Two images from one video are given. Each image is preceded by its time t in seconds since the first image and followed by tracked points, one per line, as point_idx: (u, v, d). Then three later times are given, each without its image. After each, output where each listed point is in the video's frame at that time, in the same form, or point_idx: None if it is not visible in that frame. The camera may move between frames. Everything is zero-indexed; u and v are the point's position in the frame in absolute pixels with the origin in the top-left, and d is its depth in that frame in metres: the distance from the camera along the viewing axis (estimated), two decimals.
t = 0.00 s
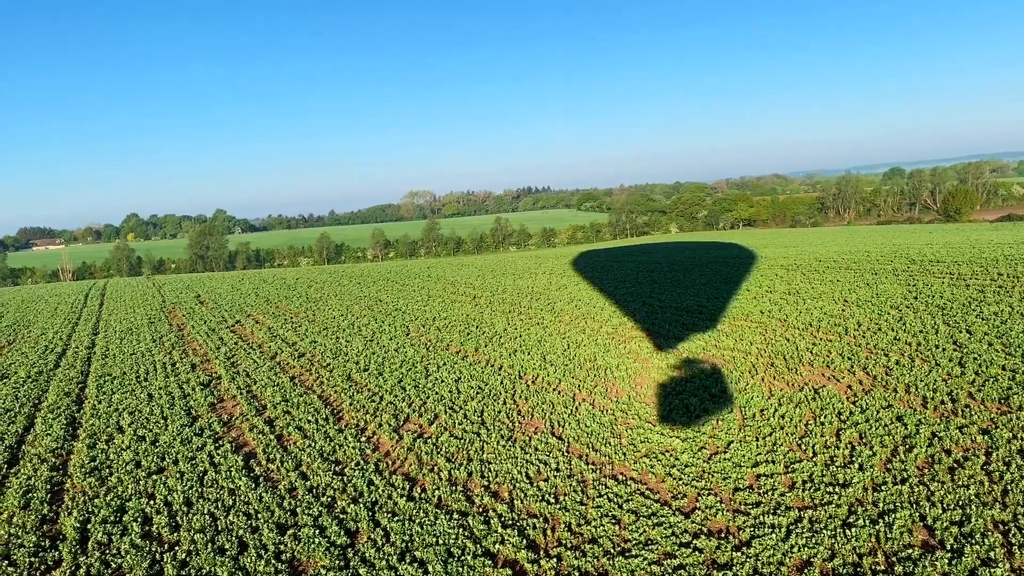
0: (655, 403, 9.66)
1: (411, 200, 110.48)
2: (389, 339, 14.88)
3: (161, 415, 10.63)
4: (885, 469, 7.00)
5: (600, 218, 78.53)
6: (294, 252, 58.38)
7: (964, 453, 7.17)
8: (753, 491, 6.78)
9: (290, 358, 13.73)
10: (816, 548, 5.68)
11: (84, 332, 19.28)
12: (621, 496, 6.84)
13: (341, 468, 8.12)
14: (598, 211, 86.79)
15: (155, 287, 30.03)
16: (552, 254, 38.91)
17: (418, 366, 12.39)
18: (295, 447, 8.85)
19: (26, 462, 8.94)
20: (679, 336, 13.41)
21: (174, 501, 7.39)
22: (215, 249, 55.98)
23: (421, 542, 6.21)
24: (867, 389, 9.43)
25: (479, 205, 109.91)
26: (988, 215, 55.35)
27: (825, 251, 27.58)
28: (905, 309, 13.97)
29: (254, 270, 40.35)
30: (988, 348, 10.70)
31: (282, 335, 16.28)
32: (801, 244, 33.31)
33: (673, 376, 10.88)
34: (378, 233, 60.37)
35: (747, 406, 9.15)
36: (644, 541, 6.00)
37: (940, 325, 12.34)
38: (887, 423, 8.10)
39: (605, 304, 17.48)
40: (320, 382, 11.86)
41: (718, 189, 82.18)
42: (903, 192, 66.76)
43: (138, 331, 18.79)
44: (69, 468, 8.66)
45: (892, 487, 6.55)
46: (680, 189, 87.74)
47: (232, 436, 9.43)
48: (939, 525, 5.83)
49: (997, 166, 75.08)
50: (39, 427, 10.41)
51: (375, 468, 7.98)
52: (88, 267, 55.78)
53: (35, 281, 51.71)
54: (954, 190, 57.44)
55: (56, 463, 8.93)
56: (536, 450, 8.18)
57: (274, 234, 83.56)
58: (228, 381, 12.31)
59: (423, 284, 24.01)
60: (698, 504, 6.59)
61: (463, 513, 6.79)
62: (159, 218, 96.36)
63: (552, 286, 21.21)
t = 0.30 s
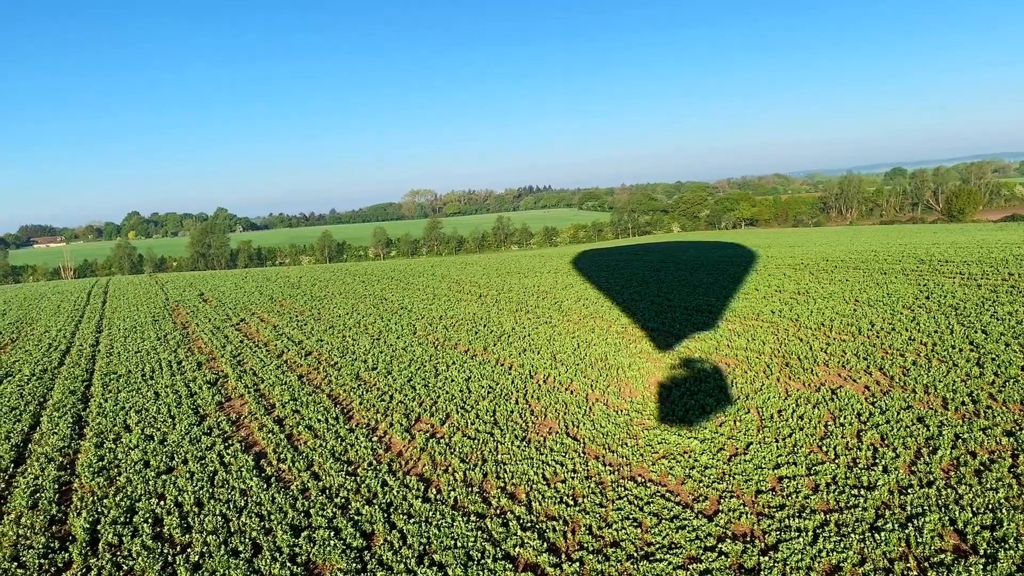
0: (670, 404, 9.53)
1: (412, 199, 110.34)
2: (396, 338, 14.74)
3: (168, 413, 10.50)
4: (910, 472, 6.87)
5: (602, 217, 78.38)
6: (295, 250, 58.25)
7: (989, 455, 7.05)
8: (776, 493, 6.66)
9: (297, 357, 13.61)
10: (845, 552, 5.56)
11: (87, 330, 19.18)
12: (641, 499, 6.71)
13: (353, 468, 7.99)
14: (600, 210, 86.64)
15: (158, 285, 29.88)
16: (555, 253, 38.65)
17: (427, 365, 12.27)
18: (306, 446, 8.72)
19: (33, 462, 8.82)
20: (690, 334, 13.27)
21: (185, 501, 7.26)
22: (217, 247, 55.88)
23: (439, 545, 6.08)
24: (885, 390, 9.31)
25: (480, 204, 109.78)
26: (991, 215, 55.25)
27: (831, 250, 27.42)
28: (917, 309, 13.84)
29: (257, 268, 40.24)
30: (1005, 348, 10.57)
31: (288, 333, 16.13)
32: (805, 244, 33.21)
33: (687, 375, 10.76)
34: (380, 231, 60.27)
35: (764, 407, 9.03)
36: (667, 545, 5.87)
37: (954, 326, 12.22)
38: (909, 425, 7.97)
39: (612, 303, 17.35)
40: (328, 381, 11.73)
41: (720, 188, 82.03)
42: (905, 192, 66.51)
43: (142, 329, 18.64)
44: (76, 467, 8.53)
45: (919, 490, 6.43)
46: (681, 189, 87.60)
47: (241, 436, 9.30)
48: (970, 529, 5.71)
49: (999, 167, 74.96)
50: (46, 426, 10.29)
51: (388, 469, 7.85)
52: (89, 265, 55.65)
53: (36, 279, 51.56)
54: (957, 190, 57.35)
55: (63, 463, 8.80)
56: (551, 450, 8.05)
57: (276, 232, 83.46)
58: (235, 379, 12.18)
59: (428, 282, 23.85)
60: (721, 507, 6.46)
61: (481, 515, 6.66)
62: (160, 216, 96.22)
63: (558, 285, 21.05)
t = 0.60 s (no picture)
0: (686, 405, 9.40)
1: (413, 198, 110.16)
2: (404, 337, 14.60)
3: (176, 412, 10.37)
4: (936, 476, 6.74)
5: (604, 217, 78.21)
6: (297, 249, 58.11)
7: (1016, 460, 6.91)
8: (801, 498, 6.52)
9: (304, 356, 13.48)
10: (876, 559, 5.42)
11: (91, 328, 19.08)
12: (663, 502, 6.58)
13: (367, 469, 7.86)
14: (602, 210, 86.48)
15: (161, 283, 29.75)
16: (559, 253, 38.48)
17: (436, 365, 12.14)
18: (317, 447, 8.58)
19: (40, 461, 8.69)
20: (701, 334, 13.14)
21: (196, 503, 7.13)
22: (219, 246, 55.79)
23: (458, 549, 5.95)
24: (905, 392, 9.16)
25: (481, 203, 109.63)
26: (995, 217, 55.02)
27: (837, 251, 27.27)
28: (931, 310, 13.70)
29: (260, 267, 40.12)
30: None
31: (294, 332, 15.99)
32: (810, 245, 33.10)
33: (701, 375, 10.63)
34: (382, 231, 60.17)
35: (781, 408, 8.90)
36: (692, 550, 5.75)
37: (969, 327, 12.07)
38: (931, 428, 7.84)
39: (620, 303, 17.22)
40: (337, 381, 11.59)
41: (723, 189, 81.84)
42: (907, 194, 66.17)
43: (147, 327, 18.50)
44: (84, 467, 8.40)
45: (947, 494, 6.30)
46: (683, 189, 87.39)
47: (250, 436, 9.17)
48: (1003, 536, 5.57)
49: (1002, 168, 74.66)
50: (52, 425, 10.17)
51: (402, 470, 7.72)
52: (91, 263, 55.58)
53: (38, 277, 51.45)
54: (961, 191, 57.16)
55: (71, 463, 8.67)
56: (567, 452, 7.92)
57: (278, 231, 83.40)
58: (243, 378, 12.04)
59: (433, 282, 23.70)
60: (746, 512, 6.33)
61: (499, 518, 6.53)
62: (161, 214, 96.19)
63: (565, 285, 20.91)
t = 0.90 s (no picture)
0: (703, 407, 9.27)
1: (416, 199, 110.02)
2: (412, 338, 14.48)
3: (184, 413, 10.26)
4: (964, 481, 6.61)
5: (607, 219, 78.04)
6: (300, 250, 58.00)
7: None
8: (826, 504, 6.40)
9: (313, 356, 13.35)
10: (908, 568, 5.30)
11: (96, 328, 19.00)
12: (685, 508, 6.45)
13: (381, 472, 7.73)
14: (605, 211, 86.33)
15: (165, 283, 29.67)
16: (564, 254, 38.33)
17: (446, 366, 12.01)
18: (329, 449, 8.46)
19: (48, 462, 8.59)
20: (714, 335, 13.00)
21: (208, 506, 7.01)
22: (222, 246, 55.73)
23: (479, 555, 5.82)
24: (925, 395, 9.03)
25: (484, 204, 109.46)
26: (1001, 220, 54.67)
27: (845, 253, 27.08)
28: (945, 313, 13.54)
29: (263, 267, 40.04)
30: None
31: (301, 333, 15.86)
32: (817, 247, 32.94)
33: (716, 377, 10.48)
34: (384, 231, 60.02)
35: (801, 412, 8.75)
36: (719, 557, 5.62)
37: (986, 330, 11.91)
38: (956, 432, 7.70)
39: (629, 304, 17.09)
40: (346, 382, 11.47)
41: (726, 190, 81.66)
42: (912, 196, 65.87)
43: (152, 327, 18.40)
44: (94, 469, 8.29)
45: (977, 501, 6.17)
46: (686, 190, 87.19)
47: (261, 437, 9.05)
48: None
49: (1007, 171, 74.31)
50: (59, 425, 10.06)
51: (417, 473, 7.59)
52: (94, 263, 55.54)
53: (41, 276, 51.41)
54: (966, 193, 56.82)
55: (80, 463, 8.57)
56: (585, 455, 7.79)
57: (280, 231, 83.34)
58: (251, 379, 11.92)
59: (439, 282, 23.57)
60: (771, 519, 6.20)
61: (518, 523, 6.40)
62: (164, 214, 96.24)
63: (572, 286, 20.79)
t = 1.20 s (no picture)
0: (721, 411, 9.12)
1: (419, 200, 109.85)
2: (421, 340, 14.34)
3: (194, 415, 10.15)
4: (995, 488, 6.47)
5: (611, 220, 77.83)
6: (304, 251, 57.90)
7: None
8: (854, 510, 6.26)
9: (322, 358, 13.23)
10: None
11: (102, 328, 18.91)
12: (710, 515, 6.32)
13: (397, 476, 7.61)
14: (608, 213, 86.13)
15: (170, 283, 29.59)
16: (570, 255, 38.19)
17: (458, 368, 11.87)
18: (343, 452, 8.34)
19: (58, 465, 8.47)
20: (727, 337, 12.85)
21: (222, 509, 6.89)
22: (226, 246, 55.68)
23: (501, 562, 5.68)
24: (948, 400, 8.88)
25: (486, 206, 109.28)
26: (1007, 223, 54.32)
27: (853, 256, 26.89)
28: (961, 316, 13.38)
29: (268, 268, 39.94)
30: None
31: (309, 334, 15.74)
32: (824, 249, 32.69)
33: (733, 379, 10.33)
34: (388, 232, 59.90)
35: (822, 416, 8.61)
36: (748, 566, 5.48)
37: (1005, 334, 11.75)
38: (983, 437, 7.54)
39: (639, 306, 16.95)
40: (357, 384, 11.34)
41: (729, 192, 81.37)
42: (917, 199, 65.54)
43: (158, 328, 18.30)
44: (105, 471, 8.17)
45: (1011, 509, 6.02)
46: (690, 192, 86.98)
47: (273, 440, 8.93)
48: None
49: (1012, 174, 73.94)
50: (69, 427, 9.96)
51: (434, 477, 7.46)
52: (98, 263, 55.51)
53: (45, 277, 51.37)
54: (972, 196, 56.50)
55: (90, 466, 8.46)
56: (604, 459, 7.66)
57: (283, 232, 83.31)
58: (261, 380, 11.80)
59: (445, 283, 23.44)
60: (799, 526, 6.06)
61: (540, 529, 6.27)
62: (167, 215, 96.31)
63: (581, 288, 20.65)
